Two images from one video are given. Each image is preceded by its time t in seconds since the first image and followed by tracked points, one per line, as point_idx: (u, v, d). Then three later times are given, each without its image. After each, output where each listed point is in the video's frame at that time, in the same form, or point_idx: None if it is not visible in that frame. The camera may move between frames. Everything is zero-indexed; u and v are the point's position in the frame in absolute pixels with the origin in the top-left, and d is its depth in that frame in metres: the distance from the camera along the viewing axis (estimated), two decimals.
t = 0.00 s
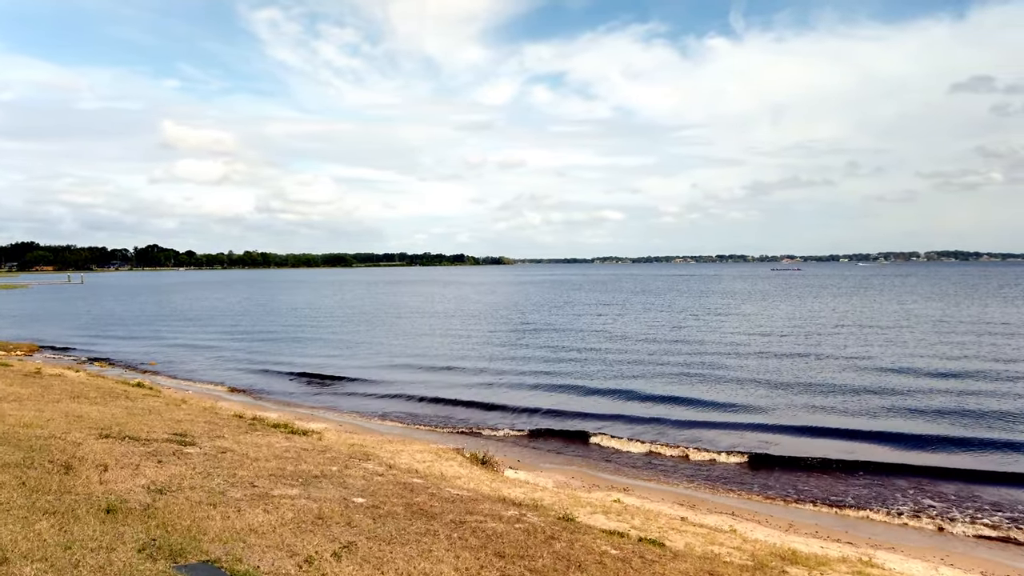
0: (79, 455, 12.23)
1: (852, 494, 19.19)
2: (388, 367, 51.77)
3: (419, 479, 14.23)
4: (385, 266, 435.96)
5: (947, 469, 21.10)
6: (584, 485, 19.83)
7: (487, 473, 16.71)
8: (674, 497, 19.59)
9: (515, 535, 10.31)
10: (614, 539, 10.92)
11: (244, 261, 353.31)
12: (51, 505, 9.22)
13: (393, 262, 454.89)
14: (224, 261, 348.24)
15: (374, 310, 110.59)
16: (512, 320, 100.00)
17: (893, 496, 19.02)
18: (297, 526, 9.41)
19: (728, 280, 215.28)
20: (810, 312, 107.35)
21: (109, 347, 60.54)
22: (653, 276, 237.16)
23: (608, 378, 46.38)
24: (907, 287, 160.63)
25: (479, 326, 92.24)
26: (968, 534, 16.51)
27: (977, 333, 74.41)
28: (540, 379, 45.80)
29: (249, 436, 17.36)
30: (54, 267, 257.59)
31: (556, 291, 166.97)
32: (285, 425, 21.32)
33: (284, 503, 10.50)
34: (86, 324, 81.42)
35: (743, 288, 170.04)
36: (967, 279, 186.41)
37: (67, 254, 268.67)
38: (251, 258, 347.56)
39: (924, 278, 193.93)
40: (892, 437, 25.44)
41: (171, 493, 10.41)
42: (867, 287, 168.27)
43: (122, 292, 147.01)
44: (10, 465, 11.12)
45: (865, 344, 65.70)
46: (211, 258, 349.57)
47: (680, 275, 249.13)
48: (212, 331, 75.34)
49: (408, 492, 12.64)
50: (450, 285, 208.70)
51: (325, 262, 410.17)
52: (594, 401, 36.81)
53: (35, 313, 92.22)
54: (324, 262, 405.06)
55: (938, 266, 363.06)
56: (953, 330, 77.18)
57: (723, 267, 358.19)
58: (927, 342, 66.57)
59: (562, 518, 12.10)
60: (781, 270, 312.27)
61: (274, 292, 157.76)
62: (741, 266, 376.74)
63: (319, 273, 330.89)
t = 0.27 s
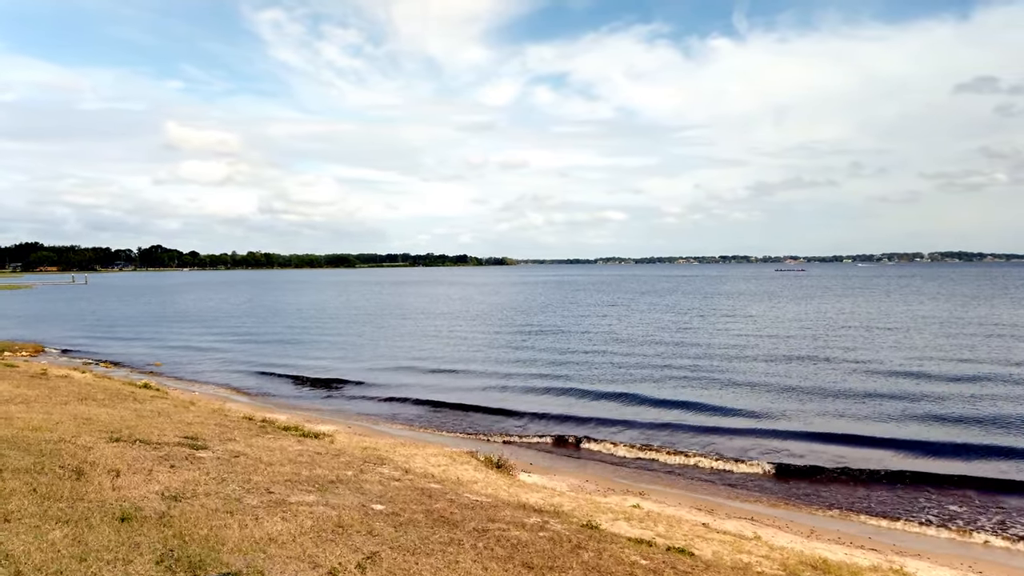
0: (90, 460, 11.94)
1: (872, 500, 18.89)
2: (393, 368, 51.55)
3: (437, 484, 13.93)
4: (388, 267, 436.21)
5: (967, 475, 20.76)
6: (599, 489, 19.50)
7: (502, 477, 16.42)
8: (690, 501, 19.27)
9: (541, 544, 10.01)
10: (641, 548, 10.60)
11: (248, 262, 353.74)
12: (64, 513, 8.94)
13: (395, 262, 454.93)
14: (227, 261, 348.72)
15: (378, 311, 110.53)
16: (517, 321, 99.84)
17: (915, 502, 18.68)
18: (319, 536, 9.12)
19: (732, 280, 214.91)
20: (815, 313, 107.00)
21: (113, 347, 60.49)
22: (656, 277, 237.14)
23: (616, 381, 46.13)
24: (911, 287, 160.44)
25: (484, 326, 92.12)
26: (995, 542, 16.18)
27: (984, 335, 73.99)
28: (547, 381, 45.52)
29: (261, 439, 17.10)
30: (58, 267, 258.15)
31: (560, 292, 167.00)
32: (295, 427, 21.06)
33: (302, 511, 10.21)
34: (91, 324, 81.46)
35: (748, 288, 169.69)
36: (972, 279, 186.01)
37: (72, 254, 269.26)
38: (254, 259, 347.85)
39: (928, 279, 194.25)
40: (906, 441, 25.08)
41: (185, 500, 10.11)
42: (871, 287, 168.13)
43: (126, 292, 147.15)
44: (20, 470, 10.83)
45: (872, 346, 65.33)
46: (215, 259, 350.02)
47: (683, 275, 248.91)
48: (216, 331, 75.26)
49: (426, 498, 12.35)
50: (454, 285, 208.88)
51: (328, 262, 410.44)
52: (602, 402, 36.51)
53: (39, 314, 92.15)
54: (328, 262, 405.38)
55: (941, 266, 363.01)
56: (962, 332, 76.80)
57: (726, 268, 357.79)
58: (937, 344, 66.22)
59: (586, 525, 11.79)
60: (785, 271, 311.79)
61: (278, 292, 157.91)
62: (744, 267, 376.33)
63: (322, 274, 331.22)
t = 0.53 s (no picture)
0: (101, 465, 11.65)
1: (893, 506, 18.55)
2: (398, 370, 51.41)
3: (454, 490, 13.60)
4: (392, 267, 436.45)
5: (989, 479, 20.30)
6: (613, 494, 19.14)
7: (518, 483, 16.11)
8: (708, 507, 18.90)
9: (570, 556, 9.62)
10: (671, 561, 10.21)
11: (252, 262, 354.22)
12: (75, 523, 8.61)
13: (399, 262, 455.43)
14: (231, 262, 349.27)
15: (383, 312, 110.50)
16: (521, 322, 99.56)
17: (937, 508, 18.28)
18: (340, 547, 8.77)
19: (736, 280, 214.72)
20: (822, 314, 106.50)
21: (119, 347, 60.55)
22: (660, 278, 237.06)
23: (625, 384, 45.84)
24: (918, 288, 160.01)
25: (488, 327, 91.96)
26: None
27: (993, 337, 73.37)
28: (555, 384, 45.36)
29: (272, 442, 16.80)
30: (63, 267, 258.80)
31: (565, 292, 166.84)
32: (305, 430, 20.77)
33: (320, 520, 9.88)
34: (96, 324, 81.52)
35: (753, 288, 169.96)
36: (977, 280, 185.22)
37: (76, 255, 269.91)
38: (257, 260, 348.68)
39: (932, 280, 194.77)
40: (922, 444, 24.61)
41: (199, 508, 9.80)
42: (877, 287, 167.66)
43: (132, 292, 147.55)
44: (29, 478, 10.50)
45: (881, 349, 64.79)
46: (218, 259, 350.56)
47: (687, 276, 248.78)
48: (221, 332, 75.18)
49: (445, 505, 12.03)
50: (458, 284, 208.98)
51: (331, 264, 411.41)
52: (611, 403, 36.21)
53: (45, 314, 92.29)
54: (331, 263, 405.87)
55: (946, 267, 362.48)
56: (971, 333, 76.35)
57: (730, 268, 357.05)
58: (947, 346, 65.68)
59: (610, 535, 11.42)
60: (789, 271, 311.12)
61: (284, 292, 158.16)
62: (748, 268, 375.69)
63: (326, 274, 331.36)
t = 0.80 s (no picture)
0: (110, 469, 11.32)
1: (914, 511, 18.20)
2: (403, 372, 51.11)
3: (470, 494, 13.26)
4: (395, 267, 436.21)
5: (1010, 486, 19.94)
6: (627, 497, 18.79)
7: (533, 486, 15.79)
8: (725, 511, 18.55)
9: (597, 565, 9.29)
10: (698, 570, 9.89)
11: (255, 262, 354.12)
12: (86, 531, 8.28)
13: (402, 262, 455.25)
14: (234, 262, 349.13)
15: (387, 312, 110.18)
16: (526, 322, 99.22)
17: (959, 515, 17.91)
18: (361, 556, 8.45)
19: (740, 280, 214.07)
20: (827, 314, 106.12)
21: (123, 348, 60.24)
22: (663, 278, 236.39)
23: (633, 386, 45.52)
24: (923, 288, 159.47)
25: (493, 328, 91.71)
26: None
27: (1001, 338, 72.91)
28: (562, 386, 45.01)
29: (282, 445, 16.49)
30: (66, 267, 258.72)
31: (568, 292, 166.52)
32: (313, 432, 20.44)
33: (338, 526, 9.57)
34: (99, 324, 81.20)
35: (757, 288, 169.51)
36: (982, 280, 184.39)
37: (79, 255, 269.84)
38: (260, 260, 348.64)
39: (938, 280, 194.27)
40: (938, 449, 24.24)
41: (213, 514, 9.47)
42: (882, 287, 167.18)
43: (134, 292, 147.36)
44: (36, 483, 10.15)
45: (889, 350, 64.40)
46: (222, 259, 350.47)
47: (690, 276, 248.06)
48: (225, 332, 74.86)
49: (463, 510, 11.70)
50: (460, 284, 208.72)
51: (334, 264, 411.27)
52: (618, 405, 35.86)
53: (48, 315, 92.01)
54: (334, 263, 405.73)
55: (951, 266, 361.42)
56: (980, 334, 75.82)
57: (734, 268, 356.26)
58: (957, 347, 65.13)
59: (633, 541, 11.10)
60: (793, 271, 310.28)
61: (287, 292, 158.02)
62: (751, 268, 374.96)
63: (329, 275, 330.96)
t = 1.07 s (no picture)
0: (124, 477, 11.05)
1: (942, 520, 17.83)
2: (413, 374, 50.88)
3: (492, 503, 12.92)
4: (402, 267, 436.63)
5: None
6: (647, 503, 18.43)
7: (555, 493, 15.47)
8: (746, 517, 18.17)
9: None
10: None
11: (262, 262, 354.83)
12: (102, 545, 8.00)
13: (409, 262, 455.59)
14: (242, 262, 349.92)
15: (395, 313, 109.98)
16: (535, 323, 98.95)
17: (987, 526, 17.46)
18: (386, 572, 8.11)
19: (748, 280, 213.14)
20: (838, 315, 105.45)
21: (133, 348, 60.24)
22: (671, 277, 235.57)
23: (645, 389, 45.18)
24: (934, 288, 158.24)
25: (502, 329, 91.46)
26: None
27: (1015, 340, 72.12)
28: (574, 389, 44.69)
29: (299, 450, 16.21)
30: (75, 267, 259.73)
31: (577, 292, 166.15)
32: (327, 436, 20.15)
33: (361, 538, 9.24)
34: (109, 324, 81.31)
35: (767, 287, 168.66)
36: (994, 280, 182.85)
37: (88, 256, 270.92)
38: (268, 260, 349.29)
39: (949, 280, 193.14)
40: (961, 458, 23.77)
41: (231, 526, 9.17)
42: (893, 287, 166.13)
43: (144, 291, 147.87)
44: (51, 491, 9.87)
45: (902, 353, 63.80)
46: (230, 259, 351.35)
47: (698, 276, 247.08)
48: (234, 333, 74.84)
49: (486, 520, 11.35)
50: (468, 283, 208.68)
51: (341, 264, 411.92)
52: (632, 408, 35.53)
53: (58, 315, 92.21)
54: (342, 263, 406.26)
55: (961, 264, 359.14)
56: (994, 336, 75.08)
57: (742, 268, 354.96)
58: (970, 349, 64.45)
59: (665, 553, 10.77)
60: (801, 271, 308.85)
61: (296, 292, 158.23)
62: (759, 268, 373.49)
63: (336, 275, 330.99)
